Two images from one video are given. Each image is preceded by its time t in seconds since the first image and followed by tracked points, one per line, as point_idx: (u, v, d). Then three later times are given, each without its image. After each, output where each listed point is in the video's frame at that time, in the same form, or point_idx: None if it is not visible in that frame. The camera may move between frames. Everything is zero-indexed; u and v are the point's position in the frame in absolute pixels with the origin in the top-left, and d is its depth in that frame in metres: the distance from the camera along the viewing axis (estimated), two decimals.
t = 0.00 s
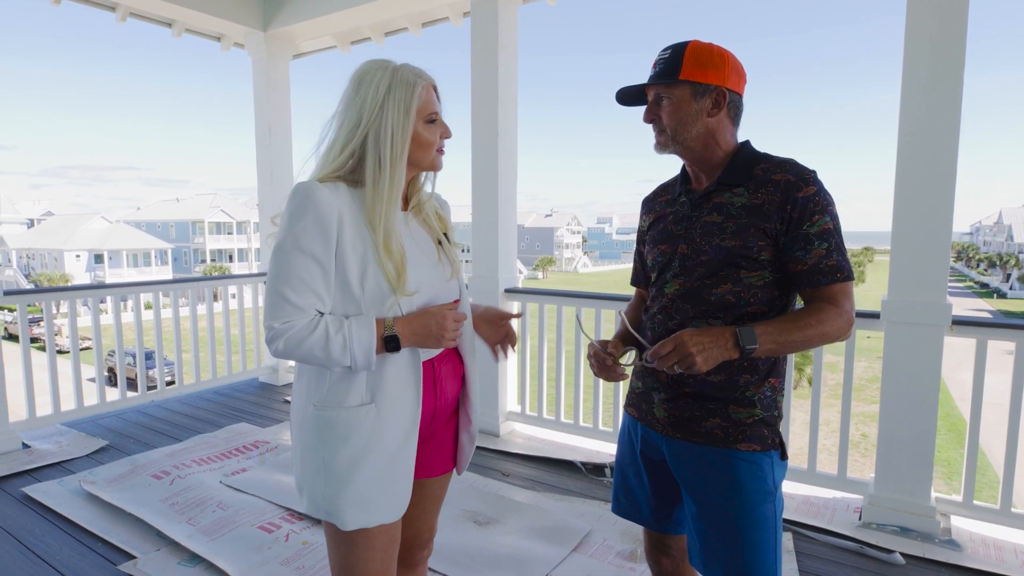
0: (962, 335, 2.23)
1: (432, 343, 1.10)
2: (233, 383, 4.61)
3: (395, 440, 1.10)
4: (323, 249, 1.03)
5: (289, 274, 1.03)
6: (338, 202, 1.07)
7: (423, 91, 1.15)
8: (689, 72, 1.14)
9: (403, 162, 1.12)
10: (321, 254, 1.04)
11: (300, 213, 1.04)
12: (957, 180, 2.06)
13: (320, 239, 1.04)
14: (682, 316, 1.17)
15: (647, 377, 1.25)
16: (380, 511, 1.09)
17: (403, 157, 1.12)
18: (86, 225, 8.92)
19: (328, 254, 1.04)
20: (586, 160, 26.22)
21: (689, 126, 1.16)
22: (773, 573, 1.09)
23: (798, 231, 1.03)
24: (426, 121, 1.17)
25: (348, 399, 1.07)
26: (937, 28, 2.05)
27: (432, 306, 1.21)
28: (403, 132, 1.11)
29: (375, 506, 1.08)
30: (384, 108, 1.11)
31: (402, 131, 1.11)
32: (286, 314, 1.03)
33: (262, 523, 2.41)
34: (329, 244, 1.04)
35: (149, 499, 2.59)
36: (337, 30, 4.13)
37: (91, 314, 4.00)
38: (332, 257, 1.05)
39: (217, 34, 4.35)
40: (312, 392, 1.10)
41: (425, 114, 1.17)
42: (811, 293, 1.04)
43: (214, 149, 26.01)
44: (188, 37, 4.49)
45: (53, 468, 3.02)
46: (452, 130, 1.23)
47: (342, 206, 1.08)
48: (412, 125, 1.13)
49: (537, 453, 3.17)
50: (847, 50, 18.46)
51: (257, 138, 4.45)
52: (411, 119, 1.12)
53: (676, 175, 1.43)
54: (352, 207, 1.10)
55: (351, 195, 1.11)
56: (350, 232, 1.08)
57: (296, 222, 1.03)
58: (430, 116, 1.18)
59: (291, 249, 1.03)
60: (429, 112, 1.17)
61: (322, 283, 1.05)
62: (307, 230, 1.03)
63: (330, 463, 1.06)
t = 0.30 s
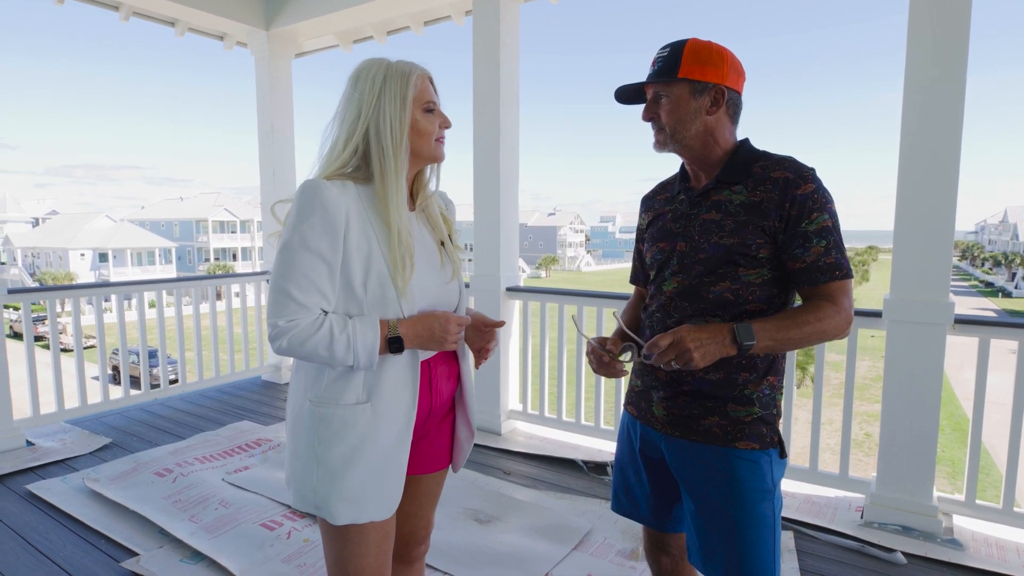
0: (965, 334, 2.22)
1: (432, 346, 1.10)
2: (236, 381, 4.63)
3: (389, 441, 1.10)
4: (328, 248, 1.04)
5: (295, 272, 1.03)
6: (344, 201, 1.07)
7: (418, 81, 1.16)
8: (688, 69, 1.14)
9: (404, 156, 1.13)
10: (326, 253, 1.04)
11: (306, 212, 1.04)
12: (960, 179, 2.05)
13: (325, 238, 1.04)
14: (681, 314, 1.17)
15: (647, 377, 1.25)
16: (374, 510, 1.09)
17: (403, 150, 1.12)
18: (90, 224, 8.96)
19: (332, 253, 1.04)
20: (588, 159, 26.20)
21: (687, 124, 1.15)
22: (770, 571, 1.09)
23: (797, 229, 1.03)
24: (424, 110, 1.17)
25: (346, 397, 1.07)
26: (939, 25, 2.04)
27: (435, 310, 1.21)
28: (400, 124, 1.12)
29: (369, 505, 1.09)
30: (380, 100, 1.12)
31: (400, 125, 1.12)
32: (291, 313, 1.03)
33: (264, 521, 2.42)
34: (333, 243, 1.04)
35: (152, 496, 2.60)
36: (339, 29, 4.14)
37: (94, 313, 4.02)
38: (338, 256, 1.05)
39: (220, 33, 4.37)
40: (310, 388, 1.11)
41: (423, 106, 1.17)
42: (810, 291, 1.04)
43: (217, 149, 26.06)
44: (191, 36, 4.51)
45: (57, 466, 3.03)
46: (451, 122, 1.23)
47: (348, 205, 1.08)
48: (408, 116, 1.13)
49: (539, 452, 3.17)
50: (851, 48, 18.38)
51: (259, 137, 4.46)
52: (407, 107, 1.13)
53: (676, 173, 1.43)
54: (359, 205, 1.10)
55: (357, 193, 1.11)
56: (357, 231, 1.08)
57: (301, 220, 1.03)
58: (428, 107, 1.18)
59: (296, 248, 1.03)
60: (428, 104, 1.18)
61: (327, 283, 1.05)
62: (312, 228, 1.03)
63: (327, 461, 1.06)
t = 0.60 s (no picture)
0: (969, 335, 2.20)
1: (431, 346, 1.10)
2: (240, 381, 4.64)
3: (388, 440, 1.10)
4: (325, 248, 1.04)
5: (293, 272, 1.03)
6: (342, 201, 1.08)
7: (416, 83, 1.17)
8: (690, 67, 1.13)
9: (401, 157, 1.13)
10: (324, 253, 1.04)
11: (304, 212, 1.04)
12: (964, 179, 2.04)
13: (323, 238, 1.04)
14: (680, 315, 1.17)
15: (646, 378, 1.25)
16: (373, 510, 1.09)
17: (400, 152, 1.13)
18: (96, 224, 9.03)
19: (330, 252, 1.05)
20: (592, 159, 26.17)
21: (690, 122, 1.15)
22: (770, 572, 1.08)
23: (796, 230, 1.03)
24: (420, 111, 1.18)
25: (344, 397, 1.07)
26: (944, 24, 2.03)
27: (434, 310, 1.21)
28: (397, 126, 1.12)
29: (367, 505, 1.09)
30: (377, 102, 1.12)
31: (397, 127, 1.12)
32: (289, 313, 1.03)
33: (267, 520, 2.42)
34: (331, 243, 1.04)
35: (155, 496, 2.61)
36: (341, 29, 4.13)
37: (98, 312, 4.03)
38: (336, 256, 1.05)
39: (223, 34, 4.38)
40: (309, 388, 1.11)
41: (420, 108, 1.17)
42: (809, 292, 1.03)
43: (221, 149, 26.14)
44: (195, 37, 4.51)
45: (61, 465, 3.05)
46: (448, 125, 1.24)
47: (346, 205, 1.08)
48: (405, 118, 1.13)
49: (541, 452, 3.17)
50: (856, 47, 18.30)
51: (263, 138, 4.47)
52: (404, 110, 1.13)
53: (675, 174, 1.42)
54: (357, 205, 1.10)
55: (355, 194, 1.11)
56: (355, 232, 1.08)
57: (299, 220, 1.04)
58: (425, 109, 1.18)
59: (294, 248, 1.03)
60: (424, 105, 1.18)
61: (324, 282, 1.06)
62: (309, 228, 1.03)
63: (326, 460, 1.06)
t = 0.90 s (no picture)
0: (967, 336, 2.20)
1: (427, 345, 1.11)
2: (239, 382, 4.64)
3: (384, 439, 1.10)
4: (320, 249, 1.04)
5: (288, 274, 1.03)
6: (336, 202, 1.08)
7: (401, 85, 1.16)
8: (681, 72, 1.13)
9: (384, 158, 1.13)
10: (318, 254, 1.04)
11: (298, 214, 1.05)
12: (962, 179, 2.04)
13: (317, 239, 1.04)
14: (675, 318, 1.17)
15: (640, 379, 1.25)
16: (370, 510, 1.09)
17: (384, 154, 1.13)
18: (97, 225, 9.06)
19: (325, 253, 1.05)
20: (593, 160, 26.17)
21: (685, 126, 1.15)
22: (765, 573, 1.08)
23: (791, 231, 1.03)
24: (405, 116, 1.17)
25: (340, 397, 1.08)
26: (940, 27, 2.03)
27: (429, 309, 1.22)
28: (381, 128, 1.12)
29: (365, 504, 1.09)
30: (362, 105, 1.13)
31: (380, 129, 1.12)
32: (283, 313, 1.03)
33: (265, 521, 2.42)
34: (326, 243, 1.05)
35: (154, 496, 2.62)
36: (341, 30, 4.14)
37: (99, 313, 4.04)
38: (330, 257, 1.05)
39: (223, 35, 4.39)
40: (305, 389, 1.11)
41: (403, 107, 1.16)
42: (804, 293, 1.03)
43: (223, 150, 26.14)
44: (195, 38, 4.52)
45: (61, 465, 3.05)
46: (434, 126, 1.21)
47: (340, 206, 1.08)
48: (388, 120, 1.13)
49: (540, 453, 3.17)
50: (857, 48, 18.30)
51: (263, 139, 4.47)
52: (387, 111, 1.13)
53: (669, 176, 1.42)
54: (350, 205, 1.10)
55: (348, 195, 1.12)
56: (349, 233, 1.09)
57: (294, 220, 1.04)
58: (410, 109, 1.17)
59: (288, 250, 1.03)
60: (409, 105, 1.17)
61: (319, 283, 1.06)
62: (304, 228, 1.04)
63: (323, 460, 1.07)
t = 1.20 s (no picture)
0: (958, 336, 2.22)
1: (420, 344, 1.11)
2: (235, 382, 4.63)
3: (378, 438, 1.10)
4: (313, 248, 1.04)
5: (281, 274, 1.04)
6: (329, 201, 1.08)
7: (373, 82, 1.16)
8: (671, 69, 1.14)
9: (360, 156, 1.14)
10: (312, 254, 1.05)
11: (290, 214, 1.05)
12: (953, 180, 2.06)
13: (310, 239, 1.04)
14: (665, 318, 1.17)
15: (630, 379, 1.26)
16: (366, 508, 1.10)
17: (358, 151, 1.14)
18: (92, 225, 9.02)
19: (319, 252, 1.05)
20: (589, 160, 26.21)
21: (669, 123, 1.16)
22: (754, 572, 1.09)
23: (777, 231, 1.03)
24: (377, 112, 1.16)
25: (335, 396, 1.08)
26: (931, 28, 2.05)
27: (423, 309, 1.22)
28: (356, 128, 1.13)
29: (361, 502, 1.09)
30: (339, 107, 1.14)
31: (355, 128, 1.13)
32: (278, 313, 1.03)
33: (259, 521, 2.42)
34: (319, 242, 1.05)
35: (147, 497, 2.61)
36: (336, 30, 4.14)
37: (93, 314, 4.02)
38: (323, 256, 1.06)
39: (217, 35, 4.39)
40: (300, 389, 1.11)
41: (376, 104, 1.17)
42: (791, 294, 1.04)
43: (218, 150, 26.05)
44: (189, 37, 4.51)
45: (54, 466, 3.04)
46: (412, 122, 1.19)
47: (333, 206, 1.09)
48: (360, 118, 1.14)
49: (535, 453, 3.17)
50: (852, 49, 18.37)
51: (257, 138, 4.46)
52: (359, 111, 1.14)
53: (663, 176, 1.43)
54: (341, 204, 1.10)
55: (339, 195, 1.12)
56: (341, 233, 1.09)
57: (287, 220, 1.04)
58: (382, 106, 1.17)
59: (281, 250, 1.03)
60: (381, 102, 1.17)
61: (313, 283, 1.06)
62: (298, 228, 1.04)
63: (318, 460, 1.07)
